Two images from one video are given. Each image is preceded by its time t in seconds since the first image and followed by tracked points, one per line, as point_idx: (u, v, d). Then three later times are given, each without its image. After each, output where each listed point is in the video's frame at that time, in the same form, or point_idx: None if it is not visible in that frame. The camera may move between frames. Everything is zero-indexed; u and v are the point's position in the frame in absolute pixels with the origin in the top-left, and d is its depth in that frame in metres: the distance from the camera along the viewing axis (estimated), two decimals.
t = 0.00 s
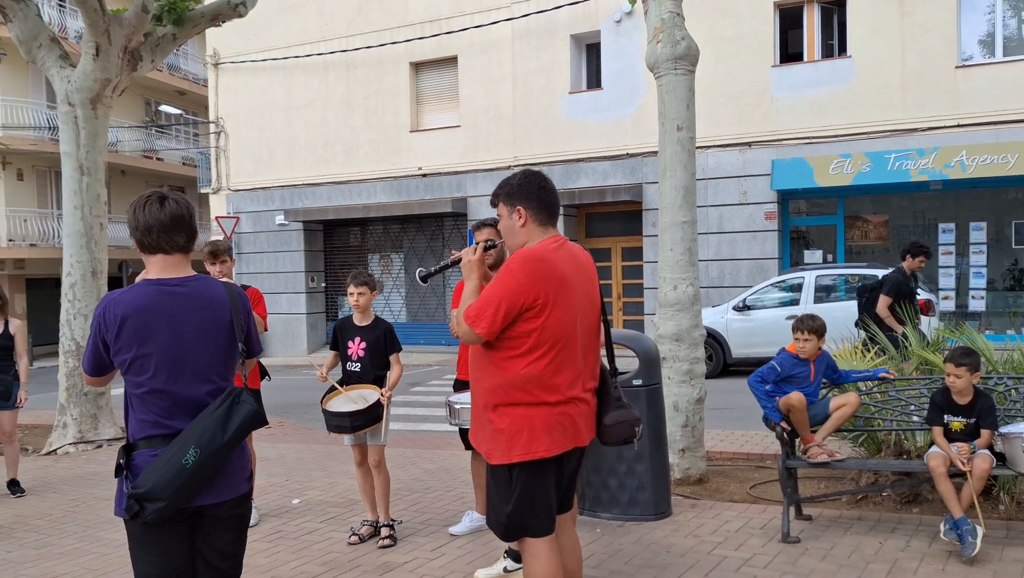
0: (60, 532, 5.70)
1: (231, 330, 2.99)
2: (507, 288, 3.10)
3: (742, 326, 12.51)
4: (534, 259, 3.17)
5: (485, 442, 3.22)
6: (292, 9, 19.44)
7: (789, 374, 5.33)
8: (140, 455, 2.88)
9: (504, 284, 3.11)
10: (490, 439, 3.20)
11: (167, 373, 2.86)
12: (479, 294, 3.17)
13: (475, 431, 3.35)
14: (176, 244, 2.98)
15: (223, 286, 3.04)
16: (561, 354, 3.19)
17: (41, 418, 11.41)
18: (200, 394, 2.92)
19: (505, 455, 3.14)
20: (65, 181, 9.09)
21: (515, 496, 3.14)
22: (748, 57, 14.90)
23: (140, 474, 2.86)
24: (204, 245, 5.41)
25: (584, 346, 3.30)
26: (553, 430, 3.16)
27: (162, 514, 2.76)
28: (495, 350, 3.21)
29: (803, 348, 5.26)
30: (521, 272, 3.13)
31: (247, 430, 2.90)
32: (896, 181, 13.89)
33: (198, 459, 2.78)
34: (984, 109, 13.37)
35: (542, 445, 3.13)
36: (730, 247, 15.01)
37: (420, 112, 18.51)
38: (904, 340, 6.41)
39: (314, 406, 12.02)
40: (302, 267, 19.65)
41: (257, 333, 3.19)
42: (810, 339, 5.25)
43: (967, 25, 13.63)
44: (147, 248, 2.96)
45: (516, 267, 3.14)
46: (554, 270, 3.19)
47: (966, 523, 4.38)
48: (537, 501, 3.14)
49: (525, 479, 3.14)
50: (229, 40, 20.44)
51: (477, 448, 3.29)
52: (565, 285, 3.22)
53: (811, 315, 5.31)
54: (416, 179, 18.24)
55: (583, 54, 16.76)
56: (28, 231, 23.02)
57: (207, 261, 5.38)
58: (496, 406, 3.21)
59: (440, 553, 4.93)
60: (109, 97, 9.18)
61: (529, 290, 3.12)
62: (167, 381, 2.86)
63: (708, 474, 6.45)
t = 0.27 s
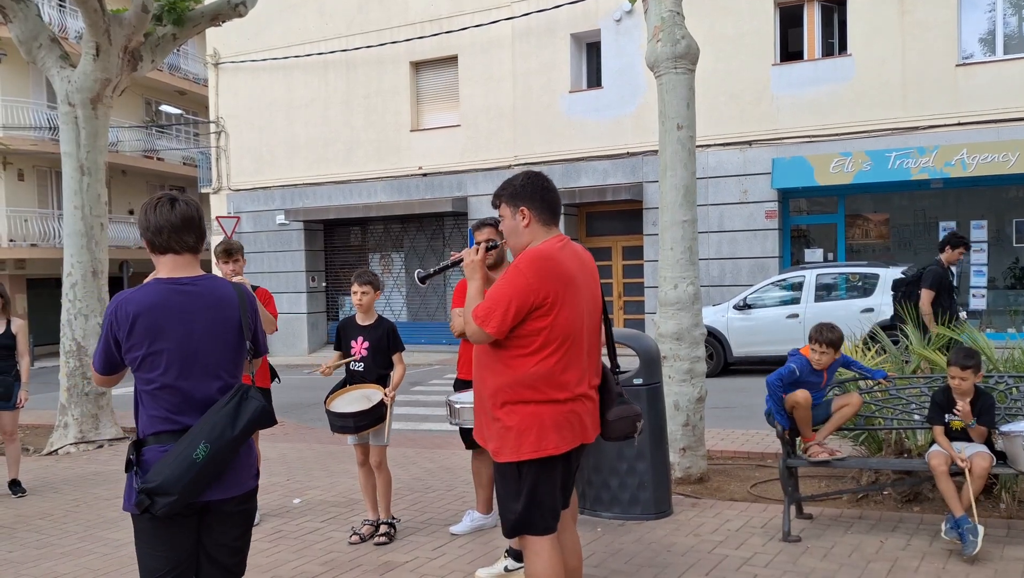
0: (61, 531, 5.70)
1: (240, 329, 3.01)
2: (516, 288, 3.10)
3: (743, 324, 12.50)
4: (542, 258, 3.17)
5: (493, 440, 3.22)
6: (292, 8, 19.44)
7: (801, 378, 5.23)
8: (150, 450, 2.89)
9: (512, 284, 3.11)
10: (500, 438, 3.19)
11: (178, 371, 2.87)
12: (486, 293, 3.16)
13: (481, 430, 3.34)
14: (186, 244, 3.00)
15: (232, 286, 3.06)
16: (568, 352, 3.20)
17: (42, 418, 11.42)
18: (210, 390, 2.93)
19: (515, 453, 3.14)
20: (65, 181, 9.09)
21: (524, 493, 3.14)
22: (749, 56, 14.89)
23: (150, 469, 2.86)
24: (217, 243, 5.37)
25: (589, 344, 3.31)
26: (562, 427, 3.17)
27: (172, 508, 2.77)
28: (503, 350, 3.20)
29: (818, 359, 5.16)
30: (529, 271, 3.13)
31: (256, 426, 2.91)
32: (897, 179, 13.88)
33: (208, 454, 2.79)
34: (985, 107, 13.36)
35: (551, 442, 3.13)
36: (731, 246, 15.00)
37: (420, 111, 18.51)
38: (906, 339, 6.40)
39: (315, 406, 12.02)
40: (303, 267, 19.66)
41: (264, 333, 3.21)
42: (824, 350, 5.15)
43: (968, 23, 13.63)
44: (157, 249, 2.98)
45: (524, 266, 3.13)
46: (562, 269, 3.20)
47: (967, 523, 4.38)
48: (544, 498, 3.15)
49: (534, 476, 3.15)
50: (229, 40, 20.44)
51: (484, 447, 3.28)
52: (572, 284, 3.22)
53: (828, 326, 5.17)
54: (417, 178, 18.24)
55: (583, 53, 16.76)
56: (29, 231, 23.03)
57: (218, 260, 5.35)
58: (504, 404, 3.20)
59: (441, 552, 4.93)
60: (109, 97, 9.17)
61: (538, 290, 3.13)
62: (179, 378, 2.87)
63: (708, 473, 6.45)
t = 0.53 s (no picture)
0: (62, 531, 5.70)
1: (246, 327, 3.02)
2: (520, 284, 3.09)
3: (744, 323, 12.49)
4: (546, 255, 3.16)
5: (496, 438, 3.21)
6: (292, 7, 19.43)
7: (820, 373, 5.16)
8: (157, 447, 2.89)
9: (517, 280, 3.10)
10: (502, 435, 3.18)
11: (186, 368, 2.87)
12: (490, 289, 3.15)
13: (483, 427, 3.34)
14: (193, 243, 3.00)
15: (238, 284, 3.07)
16: (571, 350, 3.20)
17: (43, 418, 11.43)
18: (217, 387, 2.94)
19: (517, 451, 3.14)
20: (66, 180, 9.08)
21: (528, 490, 3.14)
22: (750, 54, 14.88)
23: (157, 465, 2.87)
24: (229, 241, 5.34)
25: (591, 341, 3.32)
26: (565, 424, 3.17)
27: (181, 503, 2.78)
28: (506, 346, 3.19)
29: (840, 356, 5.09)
30: (534, 267, 3.13)
31: (263, 422, 2.93)
32: (898, 178, 13.88)
33: (216, 449, 2.81)
34: (986, 105, 13.35)
35: (555, 439, 3.14)
36: (732, 245, 14.99)
37: (421, 110, 18.49)
38: (907, 338, 6.39)
39: (317, 405, 12.02)
40: (304, 266, 19.66)
41: (268, 331, 3.22)
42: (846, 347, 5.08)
43: (969, 21, 13.62)
44: (164, 248, 2.98)
45: (529, 262, 3.13)
46: (566, 266, 3.20)
47: (969, 521, 4.38)
48: (547, 496, 3.15)
49: (538, 473, 3.15)
50: (230, 39, 20.43)
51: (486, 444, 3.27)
52: (575, 281, 3.23)
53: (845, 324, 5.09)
54: (418, 177, 18.24)
55: (584, 52, 16.74)
56: (30, 230, 23.03)
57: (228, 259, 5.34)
58: (507, 401, 3.20)
59: (443, 551, 4.93)
60: (110, 96, 9.17)
61: (542, 287, 3.12)
62: (187, 374, 2.88)
63: (710, 472, 6.45)
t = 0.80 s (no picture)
0: (64, 530, 5.71)
1: (249, 327, 3.03)
2: (515, 282, 3.10)
3: (745, 323, 12.49)
4: (541, 254, 3.16)
5: (490, 437, 3.20)
6: (293, 7, 19.43)
7: (823, 361, 5.21)
8: (161, 445, 2.89)
9: (511, 279, 3.10)
10: (496, 435, 3.18)
11: (190, 366, 2.88)
12: (484, 288, 3.16)
13: (478, 427, 3.33)
14: (196, 245, 3.00)
15: (240, 285, 3.08)
16: (566, 350, 3.19)
17: (44, 417, 11.44)
18: (221, 386, 2.94)
19: (512, 451, 3.13)
20: (67, 180, 9.09)
21: (522, 492, 3.13)
22: (751, 53, 14.86)
23: (161, 464, 2.87)
24: (236, 242, 5.35)
25: (587, 342, 3.31)
26: (559, 425, 3.16)
27: (186, 501, 2.78)
28: (500, 345, 3.20)
29: (842, 339, 5.11)
30: (529, 266, 3.13)
31: (266, 420, 2.94)
32: (899, 177, 13.87)
33: (221, 447, 2.82)
34: (988, 104, 13.33)
35: (549, 440, 3.13)
36: (733, 244, 14.99)
37: (422, 110, 18.49)
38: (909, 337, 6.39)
39: (318, 405, 12.03)
40: (305, 266, 19.66)
41: (270, 332, 3.23)
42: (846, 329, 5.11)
43: (970, 20, 13.60)
44: (167, 249, 2.99)
45: (524, 261, 3.14)
46: (561, 266, 3.20)
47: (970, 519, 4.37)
48: (543, 496, 3.14)
49: (531, 475, 3.14)
50: (230, 39, 20.42)
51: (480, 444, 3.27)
52: (571, 281, 3.22)
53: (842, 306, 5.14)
54: (418, 177, 18.24)
55: (584, 51, 16.74)
56: (31, 230, 23.03)
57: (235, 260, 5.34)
58: (501, 400, 3.20)
59: (445, 550, 4.93)
60: (111, 96, 9.17)
61: (536, 286, 3.12)
62: (191, 373, 2.88)
63: (711, 471, 6.44)
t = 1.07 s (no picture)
0: (66, 529, 5.71)
1: (248, 325, 3.04)
2: (503, 280, 3.10)
3: (746, 321, 12.49)
4: (531, 251, 3.16)
5: (482, 437, 3.21)
6: (293, 6, 19.43)
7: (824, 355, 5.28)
8: (160, 447, 2.89)
9: (500, 277, 3.10)
10: (488, 435, 3.19)
11: (190, 364, 2.88)
12: (475, 287, 3.17)
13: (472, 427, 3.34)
14: (198, 245, 3.01)
15: (239, 284, 3.09)
16: (557, 349, 3.18)
17: (46, 416, 11.46)
18: (221, 385, 2.95)
19: (503, 452, 3.13)
20: (69, 179, 9.10)
21: (514, 492, 3.13)
22: (752, 52, 14.85)
23: (160, 466, 2.86)
24: (238, 241, 5.36)
25: (581, 342, 3.29)
26: (551, 426, 3.15)
27: (186, 503, 2.78)
28: (492, 344, 3.21)
29: (838, 332, 5.19)
30: (518, 265, 3.13)
31: (265, 419, 2.95)
32: (901, 176, 13.85)
33: (221, 448, 2.82)
34: (989, 102, 13.31)
35: (539, 442, 3.12)
36: (734, 243, 14.99)
37: (422, 109, 18.49)
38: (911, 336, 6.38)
39: (319, 404, 12.04)
40: (306, 265, 19.67)
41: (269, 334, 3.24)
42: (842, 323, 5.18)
43: (972, 18, 13.58)
44: (168, 250, 3.00)
45: (513, 259, 3.13)
46: (552, 263, 3.18)
47: (972, 518, 4.36)
48: (538, 497, 3.14)
49: (525, 475, 3.13)
50: (231, 38, 20.43)
51: (474, 444, 3.28)
52: (563, 279, 3.21)
53: (838, 299, 5.22)
54: (419, 176, 18.26)
55: (585, 50, 16.73)
56: (32, 229, 23.07)
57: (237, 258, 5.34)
58: (493, 400, 3.20)
59: (446, 549, 4.93)
60: (112, 95, 9.18)
61: (525, 284, 3.12)
62: (192, 371, 2.88)
63: (712, 470, 6.44)
